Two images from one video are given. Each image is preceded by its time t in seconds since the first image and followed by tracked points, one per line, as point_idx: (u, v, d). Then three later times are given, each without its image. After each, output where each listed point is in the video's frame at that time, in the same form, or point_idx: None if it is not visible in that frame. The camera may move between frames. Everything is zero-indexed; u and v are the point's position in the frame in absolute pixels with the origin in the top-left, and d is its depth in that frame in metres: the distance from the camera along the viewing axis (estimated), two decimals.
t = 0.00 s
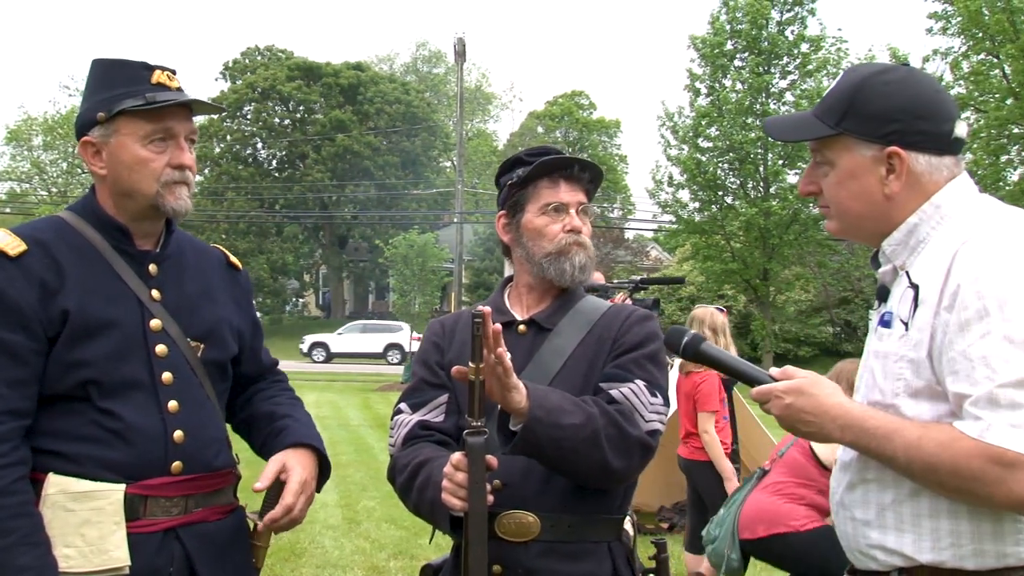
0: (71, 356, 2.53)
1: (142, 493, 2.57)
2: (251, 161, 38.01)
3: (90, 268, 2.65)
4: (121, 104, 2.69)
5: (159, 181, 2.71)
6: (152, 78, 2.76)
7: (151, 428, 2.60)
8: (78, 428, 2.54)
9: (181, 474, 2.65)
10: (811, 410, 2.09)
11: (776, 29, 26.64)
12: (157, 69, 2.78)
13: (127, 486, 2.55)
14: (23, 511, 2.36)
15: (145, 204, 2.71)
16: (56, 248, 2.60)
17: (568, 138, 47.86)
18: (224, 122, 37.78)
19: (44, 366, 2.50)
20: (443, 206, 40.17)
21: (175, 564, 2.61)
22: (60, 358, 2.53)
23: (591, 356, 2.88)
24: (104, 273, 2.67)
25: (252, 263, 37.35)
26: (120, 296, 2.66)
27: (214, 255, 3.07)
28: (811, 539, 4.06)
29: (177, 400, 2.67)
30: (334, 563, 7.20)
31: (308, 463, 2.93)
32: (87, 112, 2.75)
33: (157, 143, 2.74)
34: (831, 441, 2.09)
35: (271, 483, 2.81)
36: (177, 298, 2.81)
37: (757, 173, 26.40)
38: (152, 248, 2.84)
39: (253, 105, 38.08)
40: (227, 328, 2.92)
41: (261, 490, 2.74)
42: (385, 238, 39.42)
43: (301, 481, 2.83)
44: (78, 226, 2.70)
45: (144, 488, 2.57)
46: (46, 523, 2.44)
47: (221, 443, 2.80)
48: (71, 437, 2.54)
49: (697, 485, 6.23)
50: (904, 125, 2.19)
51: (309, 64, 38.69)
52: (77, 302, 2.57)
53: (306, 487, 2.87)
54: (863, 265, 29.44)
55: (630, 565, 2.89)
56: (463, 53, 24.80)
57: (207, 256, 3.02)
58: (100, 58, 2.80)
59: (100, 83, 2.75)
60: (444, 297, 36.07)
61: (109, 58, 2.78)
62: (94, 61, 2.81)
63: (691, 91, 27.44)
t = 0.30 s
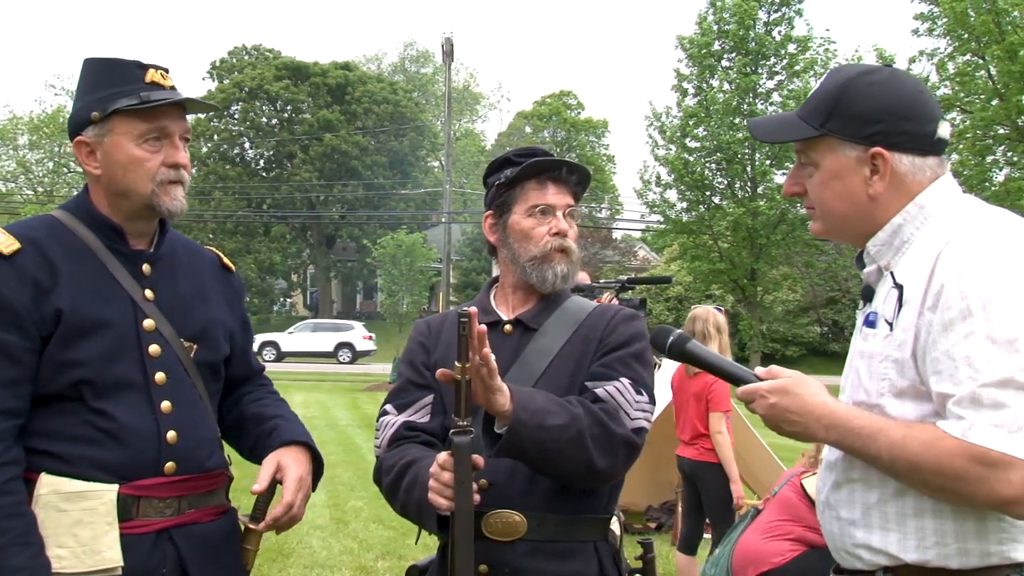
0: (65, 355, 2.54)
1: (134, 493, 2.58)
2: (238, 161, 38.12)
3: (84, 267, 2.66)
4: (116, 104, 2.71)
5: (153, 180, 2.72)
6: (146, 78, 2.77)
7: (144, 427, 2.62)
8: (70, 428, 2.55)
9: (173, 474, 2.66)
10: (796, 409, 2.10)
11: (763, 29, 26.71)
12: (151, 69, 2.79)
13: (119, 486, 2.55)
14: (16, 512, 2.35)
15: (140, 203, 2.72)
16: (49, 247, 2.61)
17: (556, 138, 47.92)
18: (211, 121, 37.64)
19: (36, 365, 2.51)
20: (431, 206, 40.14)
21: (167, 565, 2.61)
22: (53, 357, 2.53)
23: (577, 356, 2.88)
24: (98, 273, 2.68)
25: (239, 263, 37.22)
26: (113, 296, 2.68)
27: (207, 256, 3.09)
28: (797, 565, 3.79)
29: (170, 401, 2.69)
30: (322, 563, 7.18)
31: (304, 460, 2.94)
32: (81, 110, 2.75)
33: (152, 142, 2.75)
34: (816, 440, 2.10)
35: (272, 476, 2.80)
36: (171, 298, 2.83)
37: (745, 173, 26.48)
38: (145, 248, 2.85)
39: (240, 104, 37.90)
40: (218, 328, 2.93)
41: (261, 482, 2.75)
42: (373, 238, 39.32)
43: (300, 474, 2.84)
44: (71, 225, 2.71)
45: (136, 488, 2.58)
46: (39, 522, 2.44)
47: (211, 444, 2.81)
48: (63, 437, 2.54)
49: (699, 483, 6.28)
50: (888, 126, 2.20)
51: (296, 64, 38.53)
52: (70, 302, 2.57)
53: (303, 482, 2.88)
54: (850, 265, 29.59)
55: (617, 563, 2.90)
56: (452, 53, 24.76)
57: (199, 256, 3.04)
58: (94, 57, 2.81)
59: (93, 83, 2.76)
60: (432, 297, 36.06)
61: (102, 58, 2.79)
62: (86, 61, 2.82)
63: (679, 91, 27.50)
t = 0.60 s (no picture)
0: (62, 354, 2.54)
1: (131, 494, 2.58)
2: (232, 160, 37.58)
3: (82, 265, 2.65)
4: (114, 102, 2.70)
5: (152, 179, 2.72)
6: (144, 76, 2.77)
7: (142, 428, 2.62)
8: (67, 428, 2.54)
9: (169, 475, 2.66)
10: (791, 408, 2.10)
11: (757, 30, 26.73)
12: (150, 68, 2.79)
13: (116, 487, 2.55)
14: (14, 512, 2.35)
15: (138, 203, 2.72)
16: (48, 247, 2.60)
17: (550, 138, 47.94)
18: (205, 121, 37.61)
19: (34, 364, 2.51)
20: (426, 206, 40.14)
21: (163, 567, 2.61)
22: (50, 356, 2.53)
23: (571, 356, 2.88)
24: (95, 272, 2.68)
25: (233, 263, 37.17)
26: (110, 295, 2.67)
27: (204, 255, 3.08)
28: None
29: (169, 400, 2.69)
30: (316, 563, 7.17)
31: (289, 464, 2.93)
32: (79, 109, 2.75)
33: (151, 142, 2.75)
34: (811, 439, 2.10)
35: (251, 488, 2.82)
36: (168, 298, 2.82)
37: (739, 173, 26.53)
38: (143, 248, 2.85)
39: (233, 104, 37.69)
40: (215, 328, 2.93)
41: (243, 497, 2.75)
42: (367, 238, 39.27)
43: (277, 487, 2.82)
44: (69, 223, 2.71)
45: (133, 490, 2.58)
46: (35, 522, 2.44)
47: (209, 444, 2.81)
48: (60, 437, 2.54)
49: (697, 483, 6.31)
50: (897, 119, 2.21)
51: (290, 64, 38.38)
52: (68, 301, 2.57)
53: (289, 488, 2.88)
54: (843, 265, 29.68)
55: (611, 564, 2.90)
56: (446, 53, 24.72)
57: (196, 255, 3.03)
58: (91, 56, 2.80)
59: (91, 82, 2.76)
60: (426, 297, 36.04)
61: (100, 57, 2.79)
62: (84, 59, 2.82)
63: (673, 91, 27.55)
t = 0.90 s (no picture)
0: (55, 354, 2.53)
1: (124, 495, 2.56)
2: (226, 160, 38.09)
3: (76, 264, 2.65)
4: (111, 102, 2.69)
5: (147, 180, 2.71)
6: (140, 76, 2.77)
7: (137, 428, 2.61)
8: (61, 429, 2.53)
9: (165, 477, 2.65)
10: (789, 406, 2.11)
11: (751, 30, 26.80)
12: (146, 67, 2.79)
13: (109, 489, 2.55)
14: (6, 513, 2.34)
15: (134, 203, 2.72)
16: (41, 245, 2.60)
17: (545, 138, 47.97)
18: (198, 121, 37.62)
19: (28, 364, 2.50)
20: (420, 206, 40.12)
21: (157, 569, 2.60)
22: (44, 355, 2.52)
23: (568, 357, 2.89)
24: (89, 272, 2.67)
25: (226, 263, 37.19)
26: (104, 294, 2.66)
27: (199, 254, 3.08)
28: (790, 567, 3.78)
29: (164, 401, 2.69)
30: (309, 564, 7.16)
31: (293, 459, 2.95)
32: (74, 109, 2.73)
33: (146, 142, 2.74)
34: (808, 437, 2.10)
35: (256, 477, 2.81)
36: (163, 298, 2.82)
37: (733, 173, 26.60)
38: (138, 247, 2.85)
39: (227, 104, 37.66)
40: (210, 328, 2.92)
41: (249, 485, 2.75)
42: (361, 238, 39.23)
43: (284, 474, 2.84)
44: (63, 222, 2.70)
45: (126, 492, 2.57)
46: (27, 525, 2.44)
47: (204, 445, 2.80)
48: (53, 438, 2.53)
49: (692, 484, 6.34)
50: (905, 118, 2.22)
51: (284, 64, 38.30)
52: (62, 300, 2.56)
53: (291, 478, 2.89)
54: (837, 265, 29.78)
55: (605, 564, 2.91)
56: (440, 52, 24.72)
57: (191, 255, 3.03)
58: (86, 55, 2.80)
59: (86, 81, 2.74)
60: (420, 297, 36.05)
61: (96, 55, 2.78)
62: (79, 58, 2.81)
63: (667, 91, 27.61)
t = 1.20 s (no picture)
0: (43, 355, 2.52)
1: (113, 497, 2.56)
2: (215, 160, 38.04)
3: (64, 263, 2.63)
4: (106, 103, 2.69)
5: (144, 180, 2.71)
6: (137, 76, 2.77)
7: (126, 427, 2.60)
8: (49, 430, 2.52)
9: (154, 477, 2.65)
10: (783, 406, 2.12)
11: (741, 31, 26.85)
12: (141, 68, 2.79)
13: (97, 490, 2.54)
14: None
15: (130, 203, 2.72)
16: (29, 244, 2.58)
17: (535, 138, 47.98)
18: (188, 121, 37.55)
19: (15, 364, 2.48)
20: (410, 206, 40.06)
21: (146, 570, 2.59)
22: (32, 356, 2.51)
23: (564, 358, 2.90)
24: (78, 271, 2.66)
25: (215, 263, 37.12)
26: (93, 294, 2.66)
27: (189, 254, 3.06)
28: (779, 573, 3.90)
29: (154, 401, 2.68)
30: (298, 564, 7.15)
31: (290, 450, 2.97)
32: (65, 108, 2.72)
33: (144, 143, 2.74)
34: (802, 438, 2.12)
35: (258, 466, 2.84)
36: (153, 298, 2.81)
37: (722, 173, 26.67)
38: (127, 246, 2.83)
39: (216, 103, 37.49)
40: (200, 328, 2.91)
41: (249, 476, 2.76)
42: (351, 238, 39.16)
43: (286, 462, 2.88)
44: (50, 222, 2.68)
45: (115, 493, 2.56)
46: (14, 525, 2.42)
47: (195, 446, 2.80)
48: (42, 440, 2.52)
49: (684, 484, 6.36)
50: (891, 121, 2.24)
51: (274, 63, 38.21)
52: (50, 299, 2.55)
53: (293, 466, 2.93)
54: (825, 265, 29.92)
55: (598, 564, 2.92)
56: (430, 52, 24.70)
57: (182, 254, 3.01)
58: (76, 54, 2.78)
59: (78, 81, 2.73)
60: (410, 297, 36.02)
61: (87, 55, 2.77)
62: (69, 57, 2.79)
63: (657, 91, 27.69)
